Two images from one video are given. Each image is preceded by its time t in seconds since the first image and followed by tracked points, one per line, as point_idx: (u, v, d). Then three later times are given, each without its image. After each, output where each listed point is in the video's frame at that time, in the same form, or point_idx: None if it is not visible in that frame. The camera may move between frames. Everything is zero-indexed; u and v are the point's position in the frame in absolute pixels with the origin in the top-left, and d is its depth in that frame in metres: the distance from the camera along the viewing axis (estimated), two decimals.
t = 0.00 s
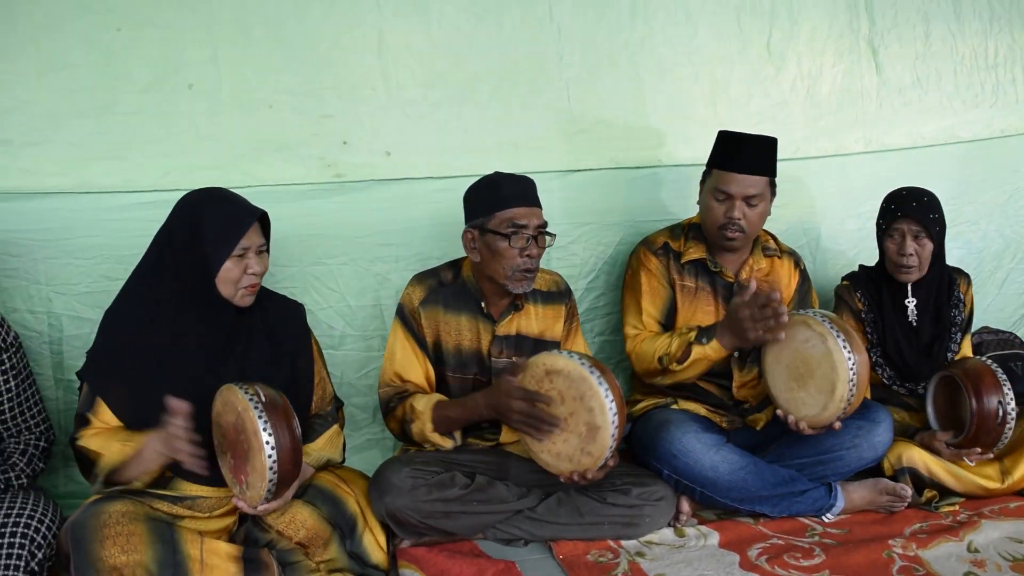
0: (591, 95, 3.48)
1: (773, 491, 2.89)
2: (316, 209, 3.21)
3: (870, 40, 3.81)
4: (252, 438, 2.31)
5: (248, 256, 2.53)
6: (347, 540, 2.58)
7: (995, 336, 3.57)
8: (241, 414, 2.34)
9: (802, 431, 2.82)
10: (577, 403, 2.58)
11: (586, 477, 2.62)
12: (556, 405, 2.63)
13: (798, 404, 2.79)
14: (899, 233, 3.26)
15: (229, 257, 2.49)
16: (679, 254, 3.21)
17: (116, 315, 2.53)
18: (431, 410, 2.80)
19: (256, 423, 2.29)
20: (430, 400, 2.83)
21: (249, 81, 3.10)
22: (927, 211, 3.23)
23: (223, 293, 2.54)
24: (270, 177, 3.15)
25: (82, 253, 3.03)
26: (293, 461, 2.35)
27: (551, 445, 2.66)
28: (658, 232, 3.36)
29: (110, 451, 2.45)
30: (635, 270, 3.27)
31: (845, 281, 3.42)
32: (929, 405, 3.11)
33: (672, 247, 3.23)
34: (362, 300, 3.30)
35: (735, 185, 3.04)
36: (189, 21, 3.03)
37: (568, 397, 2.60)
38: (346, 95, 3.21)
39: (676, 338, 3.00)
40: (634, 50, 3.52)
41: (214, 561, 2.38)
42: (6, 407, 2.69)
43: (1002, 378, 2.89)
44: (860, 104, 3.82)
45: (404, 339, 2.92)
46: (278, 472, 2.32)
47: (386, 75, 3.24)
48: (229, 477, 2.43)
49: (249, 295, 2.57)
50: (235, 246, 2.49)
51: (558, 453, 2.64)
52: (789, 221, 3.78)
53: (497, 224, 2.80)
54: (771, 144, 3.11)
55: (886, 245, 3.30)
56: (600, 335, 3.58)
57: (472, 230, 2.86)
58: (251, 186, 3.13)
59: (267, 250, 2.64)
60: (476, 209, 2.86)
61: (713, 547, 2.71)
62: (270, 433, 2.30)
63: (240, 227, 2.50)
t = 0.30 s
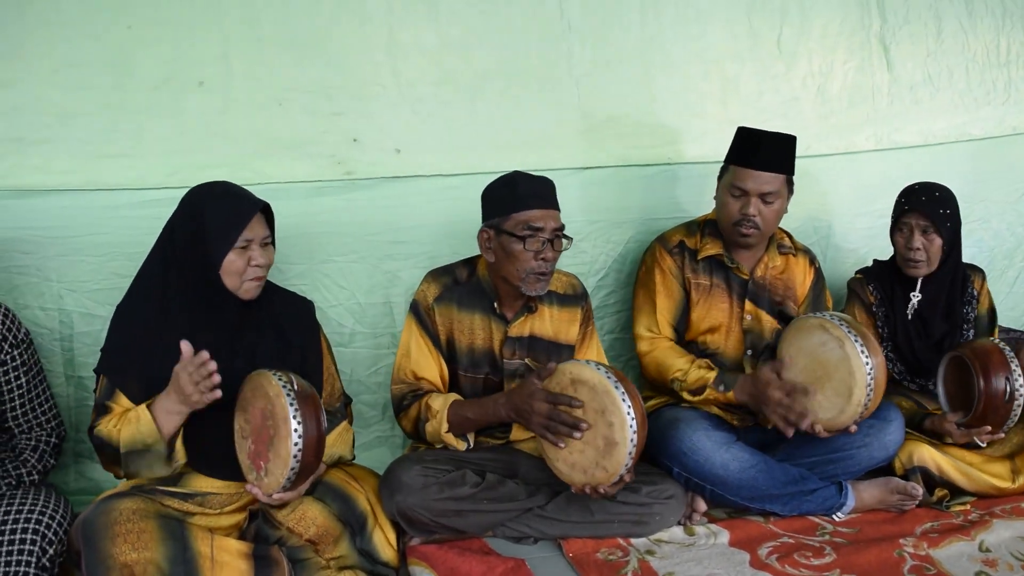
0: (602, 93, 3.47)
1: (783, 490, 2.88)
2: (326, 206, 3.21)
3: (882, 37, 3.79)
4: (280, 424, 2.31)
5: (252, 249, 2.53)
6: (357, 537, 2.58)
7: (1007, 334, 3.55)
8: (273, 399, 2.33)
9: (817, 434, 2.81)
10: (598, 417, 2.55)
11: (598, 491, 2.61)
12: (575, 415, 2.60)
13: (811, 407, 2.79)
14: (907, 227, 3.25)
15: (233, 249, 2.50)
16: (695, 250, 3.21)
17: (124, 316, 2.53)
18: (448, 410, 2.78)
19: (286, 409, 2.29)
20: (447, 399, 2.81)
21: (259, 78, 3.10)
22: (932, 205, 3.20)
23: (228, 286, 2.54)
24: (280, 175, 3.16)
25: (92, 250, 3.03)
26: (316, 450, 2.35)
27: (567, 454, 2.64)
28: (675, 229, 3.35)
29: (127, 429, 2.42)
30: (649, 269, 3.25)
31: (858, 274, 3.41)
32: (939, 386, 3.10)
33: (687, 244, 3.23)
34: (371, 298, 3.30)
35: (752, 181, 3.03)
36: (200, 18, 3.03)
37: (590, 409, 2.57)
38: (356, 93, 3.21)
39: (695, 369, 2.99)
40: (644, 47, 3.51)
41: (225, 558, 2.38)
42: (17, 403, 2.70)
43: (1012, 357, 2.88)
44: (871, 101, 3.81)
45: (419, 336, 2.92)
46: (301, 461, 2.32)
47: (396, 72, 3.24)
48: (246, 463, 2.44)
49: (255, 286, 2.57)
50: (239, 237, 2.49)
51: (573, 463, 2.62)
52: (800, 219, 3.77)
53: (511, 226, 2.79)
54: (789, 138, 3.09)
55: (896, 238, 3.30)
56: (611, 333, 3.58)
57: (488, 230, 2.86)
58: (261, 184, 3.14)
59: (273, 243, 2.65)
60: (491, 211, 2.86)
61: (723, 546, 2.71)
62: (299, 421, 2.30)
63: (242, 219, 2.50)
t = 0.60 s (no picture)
0: (608, 93, 3.47)
1: (789, 492, 2.88)
2: (332, 206, 3.21)
3: (889, 38, 3.78)
4: (285, 431, 2.31)
5: (260, 255, 2.52)
6: (363, 535, 2.58)
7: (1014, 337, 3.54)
8: (275, 406, 2.34)
9: (823, 427, 2.82)
10: (610, 435, 2.57)
11: (608, 507, 2.63)
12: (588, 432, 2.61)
13: (820, 399, 2.79)
14: (923, 227, 3.23)
15: (240, 255, 2.49)
16: (701, 250, 3.20)
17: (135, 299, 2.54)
18: (450, 410, 2.75)
19: (291, 417, 2.30)
20: (451, 399, 2.79)
21: (267, 78, 3.11)
22: (949, 205, 3.18)
23: (233, 290, 2.54)
24: (287, 174, 3.16)
25: (98, 249, 3.04)
26: (323, 453, 2.35)
27: (577, 469, 2.65)
28: (680, 229, 3.35)
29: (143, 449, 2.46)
30: (652, 266, 3.26)
31: (870, 273, 3.42)
32: (946, 394, 3.07)
33: (692, 244, 3.22)
34: (378, 298, 3.30)
35: (761, 186, 3.02)
36: (207, 17, 3.03)
37: (603, 427, 2.59)
38: (362, 92, 3.21)
39: (676, 344, 3.03)
40: (651, 47, 3.51)
41: (231, 556, 2.38)
42: (25, 402, 2.71)
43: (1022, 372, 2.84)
44: (878, 102, 3.80)
45: (426, 335, 2.91)
46: (309, 467, 2.33)
47: (403, 72, 3.24)
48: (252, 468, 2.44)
49: (259, 295, 2.57)
50: (246, 244, 2.48)
51: (583, 479, 2.63)
52: (807, 220, 3.76)
53: (526, 232, 2.78)
54: (797, 143, 3.07)
55: (912, 238, 3.28)
56: (617, 333, 3.58)
57: (502, 233, 2.86)
58: (268, 183, 3.14)
59: (280, 248, 2.63)
60: (506, 214, 2.85)
61: (729, 547, 2.70)
62: (303, 426, 2.31)
63: (252, 225, 2.50)
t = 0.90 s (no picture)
0: (621, 96, 3.47)
1: (801, 496, 2.87)
2: (345, 209, 3.22)
3: (902, 40, 3.77)
4: (294, 436, 2.32)
5: (269, 246, 2.54)
6: (375, 537, 2.57)
7: None
8: (284, 411, 2.34)
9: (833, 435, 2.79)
10: (625, 443, 2.56)
11: (624, 513, 2.62)
12: (603, 439, 2.60)
13: (827, 408, 2.75)
14: (959, 229, 3.17)
15: (249, 246, 2.50)
16: (708, 257, 3.19)
17: (145, 301, 2.57)
18: (461, 411, 2.83)
19: (300, 421, 2.30)
20: (462, 401, 2.85)
21: (279, 81, 3.12)
22: (985, 209, 3.17)
23: (244, 282, 2.55)
24: (300, 177, 3.17)
25: (112, 250, 3.05)
26: (332, 457, 2.36)
27: (591, 476, 2.63)
28: (687, 235, 3.34)
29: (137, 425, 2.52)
30: (661, 276, 3.24)
31: (885, 274, 3.39)
32: (967, 392, 3.04)
33: (700, 250, 3.20)
34: (390, 300, 3.30)
35: (767, 187, 3.02)
36: (221, 20, 3.05)
37: (617, 434, 2.58)
38: (375, 94, 3.22)
39: (700, 356, 2.99)
40: (664, 50, 3.50)
41: (243, 558, 2.38)
42: (39, 402, 2.72)
43: None
44: (891, 105, 3.79)
45: (439, 337, 2.94)
46: (319, 471, 2.33)
47: (415, 75, 3.25)
48: (264, 471, 2.44)
49: (270, 285, 2.57)
50: (256, 235, 2.50)
51: (598, 485, 2.62)
52: (819, 223, 3.75)
53: (542, 232, 2.79)
54: (797, 139, 3.06)
55: (944, 241, 3.21)
56: (628, 336, 3.57)
57: (517, 234, 2.86)
58: (281, 186, 3.15)
59: (290, 240, 2.64)
60: (521, 215, 2.86)
61: (742, 550, 2.69)
62: (312, 431, 2.31)
63: (263, 214, 2.52)
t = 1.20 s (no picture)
0: (633, 96, 3.46)
1: (816, 497, 2.85)
2: (358, 210, 3.23)
3: (917, 40, 3.75)
4: (306, 423, 2.32)
5: (284, 250, 2.53)
6: (388, 538, 2.58)
7: None
8: (297, 399, 2.36)
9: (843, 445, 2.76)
10: (640, 420, 2.57)
11: (639, 494, 2.59)
12: (618, 418, 2.62)
13: (839, 419, 2.72)
14: (980, 229, 3.15)
15: (263, 251, 2.50)
16: (719, 261, 3.17)
17: (158, 307, 2.56)
18: (464, 398, 2.76)
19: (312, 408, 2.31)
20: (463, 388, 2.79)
21: (293, 82, 3.13)
22: (1003, 209, 3.16)
23: (257, 286, 2.55)
24: (313, 178, 3.18)
25: (127, 252, 3.07)
26: (344, 447, 2.36)
27: (606, 457, 2.63)
28: (697, 237, 3.31)
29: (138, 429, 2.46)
30: (672, 281, 3.22)
31: (896, 275, 3.37)
32: (976, 389, 3.01)
33: (710, 255, 3.18)
34: (403, 301, 3.31)
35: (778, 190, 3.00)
36: (235, 22, 3.06)
37: (632, 411, 2.59)
38: (388, 96, 3.22)
39: (716, 372, 3.00)
40: (677, 50, 3.50)
41: (257, 558, 2.39)
42: (56, 402, 2.74)
43: None
44: (905, 105, 3.77)
45: (450, 339, 2.93)
46: (330, 459, 2.32)
47: (428, 75, 3.25)
48: (278, 464, 2.45)
49: (283, 292, 2.57)
50: (270, 240, 2.50)
51: (613, 466, 2.62)
52: (833, 223, 3.73)
53: (550, 236, 2.79)
54: (811, 142, 3.05)
55: (964, 241, 3.18)
56: (641, 337, 3.56)
57: (527, 238, 2.85)
58: (294, 187, 3.16)
59: (304, 245, 2.64)
60: (532, 218, 2.85)
61: (755, 552, 2.69)
62: (324, 419, 2.31)
63: (276, 220, 2.52)
